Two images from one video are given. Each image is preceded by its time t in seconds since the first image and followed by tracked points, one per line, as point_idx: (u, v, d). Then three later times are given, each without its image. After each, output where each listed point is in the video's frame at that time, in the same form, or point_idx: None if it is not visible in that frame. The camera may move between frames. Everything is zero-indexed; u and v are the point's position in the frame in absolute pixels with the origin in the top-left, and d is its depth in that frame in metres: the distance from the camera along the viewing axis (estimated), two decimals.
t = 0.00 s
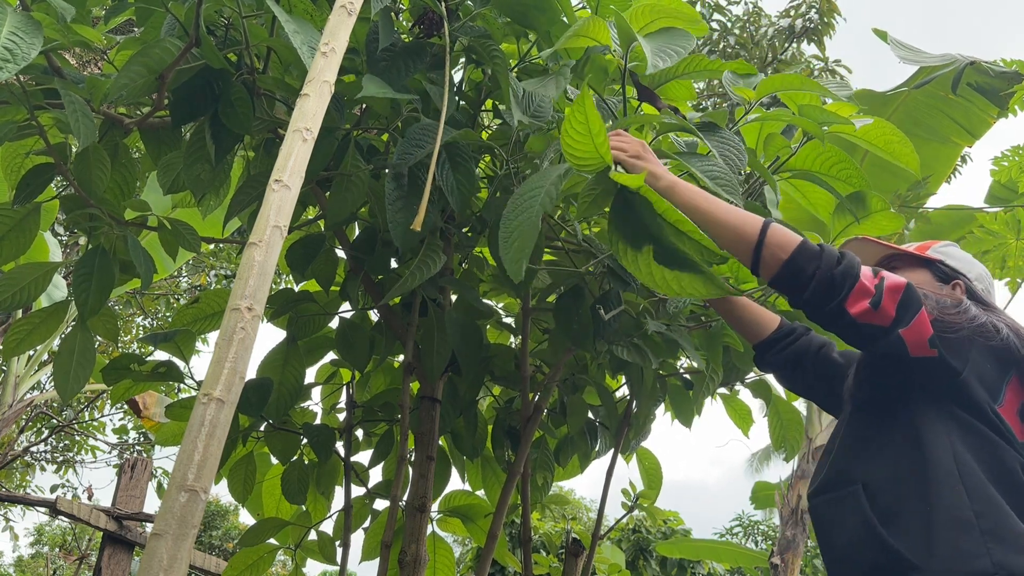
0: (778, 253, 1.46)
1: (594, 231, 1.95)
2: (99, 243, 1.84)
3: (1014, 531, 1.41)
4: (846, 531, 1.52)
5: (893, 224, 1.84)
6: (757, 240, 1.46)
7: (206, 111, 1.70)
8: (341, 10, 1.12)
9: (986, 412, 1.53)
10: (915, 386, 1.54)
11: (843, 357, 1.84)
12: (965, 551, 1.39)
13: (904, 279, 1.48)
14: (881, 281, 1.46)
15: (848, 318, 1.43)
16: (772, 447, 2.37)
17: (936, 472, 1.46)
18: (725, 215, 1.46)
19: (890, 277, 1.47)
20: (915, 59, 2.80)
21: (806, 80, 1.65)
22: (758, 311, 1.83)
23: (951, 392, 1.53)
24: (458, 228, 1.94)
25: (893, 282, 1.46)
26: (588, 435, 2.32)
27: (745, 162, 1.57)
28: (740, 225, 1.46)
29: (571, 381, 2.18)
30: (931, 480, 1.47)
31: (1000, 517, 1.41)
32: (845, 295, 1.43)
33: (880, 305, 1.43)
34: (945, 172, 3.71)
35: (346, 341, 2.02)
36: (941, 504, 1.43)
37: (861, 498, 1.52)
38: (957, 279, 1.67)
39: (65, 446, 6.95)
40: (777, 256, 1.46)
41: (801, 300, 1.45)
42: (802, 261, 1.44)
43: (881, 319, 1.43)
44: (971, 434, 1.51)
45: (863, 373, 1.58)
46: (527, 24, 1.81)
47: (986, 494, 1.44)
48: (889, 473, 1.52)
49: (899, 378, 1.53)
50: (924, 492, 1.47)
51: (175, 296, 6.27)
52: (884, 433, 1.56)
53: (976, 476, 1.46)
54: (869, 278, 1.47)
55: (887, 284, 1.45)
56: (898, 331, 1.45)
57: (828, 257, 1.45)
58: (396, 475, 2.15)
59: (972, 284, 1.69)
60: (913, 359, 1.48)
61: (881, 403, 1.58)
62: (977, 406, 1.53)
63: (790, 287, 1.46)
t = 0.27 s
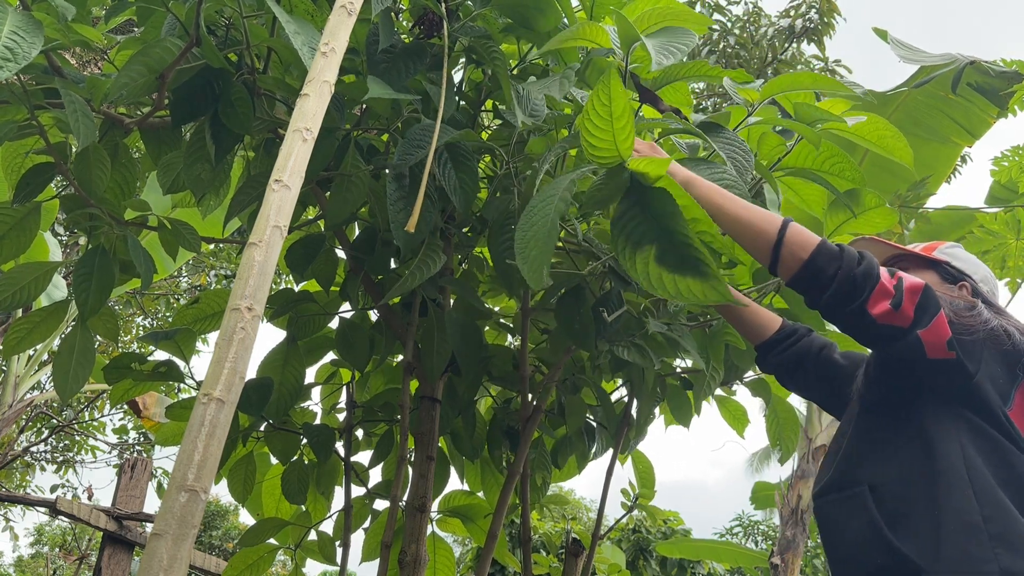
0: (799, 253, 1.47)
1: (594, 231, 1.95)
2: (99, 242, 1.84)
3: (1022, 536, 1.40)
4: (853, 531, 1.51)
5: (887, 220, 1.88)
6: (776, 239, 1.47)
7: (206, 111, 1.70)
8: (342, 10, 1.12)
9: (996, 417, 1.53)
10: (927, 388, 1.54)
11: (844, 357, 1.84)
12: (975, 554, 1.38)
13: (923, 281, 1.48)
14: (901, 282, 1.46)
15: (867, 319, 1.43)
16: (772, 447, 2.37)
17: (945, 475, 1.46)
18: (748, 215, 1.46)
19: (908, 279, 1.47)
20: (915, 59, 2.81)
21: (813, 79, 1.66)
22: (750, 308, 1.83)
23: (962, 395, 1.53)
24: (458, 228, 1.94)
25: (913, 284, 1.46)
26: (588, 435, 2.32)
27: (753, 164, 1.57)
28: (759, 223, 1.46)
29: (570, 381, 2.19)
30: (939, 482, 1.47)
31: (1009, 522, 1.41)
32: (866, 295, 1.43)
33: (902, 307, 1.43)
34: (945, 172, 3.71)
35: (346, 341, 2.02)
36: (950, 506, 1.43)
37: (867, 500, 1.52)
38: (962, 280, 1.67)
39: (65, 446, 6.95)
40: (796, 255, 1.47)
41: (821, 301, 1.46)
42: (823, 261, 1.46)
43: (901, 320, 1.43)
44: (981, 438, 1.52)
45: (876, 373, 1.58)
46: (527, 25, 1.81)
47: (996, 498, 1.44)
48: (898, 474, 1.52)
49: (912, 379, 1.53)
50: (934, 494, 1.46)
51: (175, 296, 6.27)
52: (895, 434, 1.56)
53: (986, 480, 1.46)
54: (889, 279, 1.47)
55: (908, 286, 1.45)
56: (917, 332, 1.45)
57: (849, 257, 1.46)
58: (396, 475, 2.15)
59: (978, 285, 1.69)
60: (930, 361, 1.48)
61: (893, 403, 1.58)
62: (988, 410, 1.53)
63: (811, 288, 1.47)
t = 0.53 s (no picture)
0: (780, 268, 1.47)
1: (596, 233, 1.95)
2: (99, 243, 1.84)
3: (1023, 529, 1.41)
4: (855, 529, 1.51)
5: (891, 220, 1.89)
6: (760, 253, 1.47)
7: (206, 111, 1.70)
8: (341, 10, 1.12)
9: (994, 411, 1.53)
10: (924, 386, 1.54)
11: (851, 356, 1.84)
12: (974, 549, 1.39)
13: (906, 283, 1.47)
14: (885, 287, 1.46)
15: (851, 327, 1.44)
16: (772, 446, 2.37)
17: (944, 470, 1.46)
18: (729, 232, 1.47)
19: (893, 283, 1.46)
20: (916, 59, 2.81)
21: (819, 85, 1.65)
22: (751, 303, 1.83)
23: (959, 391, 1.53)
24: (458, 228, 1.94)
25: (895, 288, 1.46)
26: (588, 435, 2.32)
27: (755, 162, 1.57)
28: (741, 240, 1.48)
29: (571, 381, 2.19)
30: (939, 479, 1.47)
31: (1010, 515, 1.42)
32: (849, 303, 1.43)
33: (882, 314, 1.43)
34: (945, 172, 3.71)
35: (346, 341, 2.02)
36: (950, 502, 1.43)
37: (871, 498, 1.51)
38: (970, 280, 1.67)
39: (65, 446, 6.95)
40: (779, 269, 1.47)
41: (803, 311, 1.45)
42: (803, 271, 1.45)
43: (883, 326, 1.44)
44: (981, 434, 1.51)
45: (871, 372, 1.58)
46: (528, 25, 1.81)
47: (995, 492, 1.44)
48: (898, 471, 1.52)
49: (908, 378, 1.53)
50: (934, 490, 1.47)
51: (175, 296, 6.27)
52: (894, 432, 1.56)
53: (985, 474, 1.46)
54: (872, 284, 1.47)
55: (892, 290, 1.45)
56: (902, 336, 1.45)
57: (829, 267, 1.45)
58: (396, 475, 2.15)
59: (985, 285, 1.69)
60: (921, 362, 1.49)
61: (890, 400, 1.58)
62: (985, 405, 1.53)
63: (795, 300, 1.47)
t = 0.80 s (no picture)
0: (780, 288, 1.46)
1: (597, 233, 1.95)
2: (99, 243, 1.84)
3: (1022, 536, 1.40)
4: (855, 533, 1.52)
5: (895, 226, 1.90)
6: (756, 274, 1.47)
7: (206, 111, 1.70)
8: (341, 10, 1.12)
9: (995, 417, 1.53)
10: (925, 393, 1.54)
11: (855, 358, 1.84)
12: (972, 555, 1.38)
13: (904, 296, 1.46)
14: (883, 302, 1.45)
15: (848, 342, 1.43)
16: (773, 447, 2.37)
17: (942, 476, 1.47)
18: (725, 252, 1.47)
19: (891, 298, 1.45)
20: (916, 59, 2.80)
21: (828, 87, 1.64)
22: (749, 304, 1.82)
23: (958, 397, 1.53)
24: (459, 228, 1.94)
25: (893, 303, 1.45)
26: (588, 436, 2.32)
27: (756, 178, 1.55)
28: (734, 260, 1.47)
29: (571, 381, 2.19)
30: (938, 485, 1.47)
31: (1009, 522, 1.41)
32: (847, 319, 1.42)
33: (879, 329, 1.43)
34: (945, 172, 3.71)
35: (346, 341, 2.02)
36: (948, 508, 1.43)
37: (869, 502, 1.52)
38: (974, 281, 1.65)
39: (65, 446, 6.95)
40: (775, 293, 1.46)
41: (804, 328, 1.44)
42: (801, 290, 1.44)
43: (883, 344, 1.44)
44: (979, 440, 1.51)
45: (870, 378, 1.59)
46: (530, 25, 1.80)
47: (995, 498, 1.44)
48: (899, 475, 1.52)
49: (908, 383, 1.53)
50: (932, 496, 1.47)
51: (175, 296, 6.27)
52: (895, 436, 1.56)
53: (984, 480, 1.45)
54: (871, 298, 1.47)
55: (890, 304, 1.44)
56: (901, 351, 1.45)
57: (828, 285, 1.44)
58: (396, 475, 2.15)
59: (989, 286, 1.68)
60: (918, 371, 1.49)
61: (890, 405, 1.58)
62: (984, 411, 1.54)
63: (794, 318, 1.46)
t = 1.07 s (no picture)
0: (798, 285, 1.44)
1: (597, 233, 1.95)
2: (99, 243, 1.84)
3: None
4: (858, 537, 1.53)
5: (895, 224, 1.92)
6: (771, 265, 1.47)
7: (206, 111, 1.71)
8: (341, 10, 1.12)
9: (1001, 423, 1.53)
10: (937, 402, 1.53)
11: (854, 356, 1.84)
12: (975, 563, 1.38)
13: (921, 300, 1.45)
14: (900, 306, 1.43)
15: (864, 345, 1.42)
16: (772, 447, 2.37)
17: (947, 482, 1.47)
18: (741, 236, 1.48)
19: (908, 301, 1.44)
20: (916, 58, 2.80)
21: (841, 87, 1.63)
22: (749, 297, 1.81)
23: (966, 403, 1.52)
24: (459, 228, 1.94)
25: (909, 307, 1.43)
26: (588, 436, 2.32)
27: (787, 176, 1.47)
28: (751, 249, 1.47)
29: (571, 381, 2.18)
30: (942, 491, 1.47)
31: (1014, 530, 1.40)
32: (864, 322, 1.40)
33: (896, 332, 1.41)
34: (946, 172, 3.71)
35: (346, 341, 2.02)
36: (952, 514, 1.44)
37: (871, 505, 1.53)
38: (976, 283, 1.66)
39: (65, 446, 6.96)
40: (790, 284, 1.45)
41: (821, 332, 1.43)
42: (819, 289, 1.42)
43: (899, 348, 1.42)
44: (984, 447, 1.51)
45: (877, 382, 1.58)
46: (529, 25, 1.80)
47: (999, 505, 1.43)
48: (906, 481, 1.52)
49: (917, 388, 1.53)
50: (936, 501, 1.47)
51: (175, 296, 6.27)
52: (903, 441, 1.55)
53: (989, 487, 1.45)
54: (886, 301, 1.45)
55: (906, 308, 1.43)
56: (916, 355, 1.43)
57: (847, 287, 1.42)
58: (396, 475, 2.15)
59: (993, 289, 1.68)
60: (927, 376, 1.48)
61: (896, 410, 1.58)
62: (990, 417, 1.53)
63: (811, 320, 1.44)
